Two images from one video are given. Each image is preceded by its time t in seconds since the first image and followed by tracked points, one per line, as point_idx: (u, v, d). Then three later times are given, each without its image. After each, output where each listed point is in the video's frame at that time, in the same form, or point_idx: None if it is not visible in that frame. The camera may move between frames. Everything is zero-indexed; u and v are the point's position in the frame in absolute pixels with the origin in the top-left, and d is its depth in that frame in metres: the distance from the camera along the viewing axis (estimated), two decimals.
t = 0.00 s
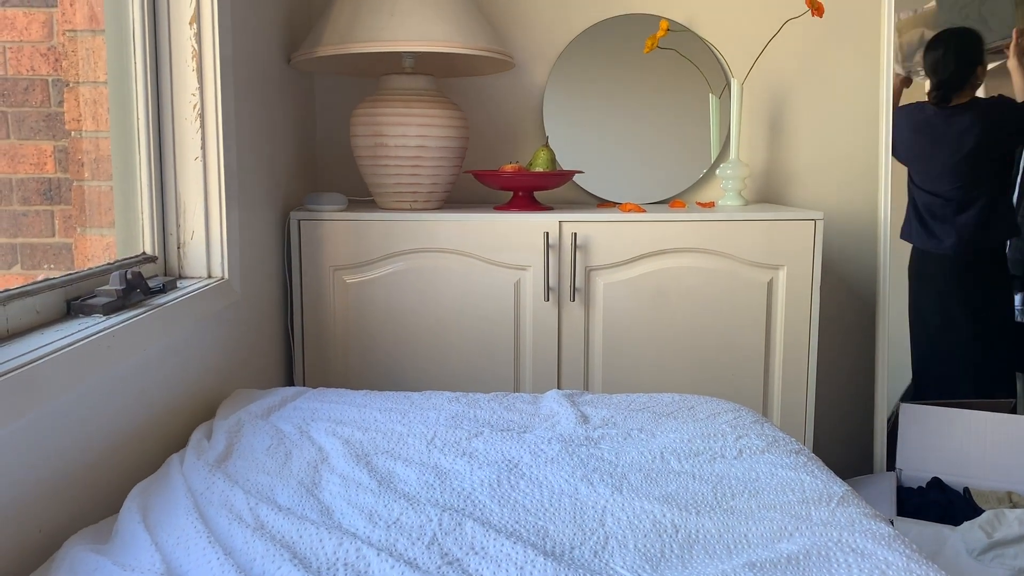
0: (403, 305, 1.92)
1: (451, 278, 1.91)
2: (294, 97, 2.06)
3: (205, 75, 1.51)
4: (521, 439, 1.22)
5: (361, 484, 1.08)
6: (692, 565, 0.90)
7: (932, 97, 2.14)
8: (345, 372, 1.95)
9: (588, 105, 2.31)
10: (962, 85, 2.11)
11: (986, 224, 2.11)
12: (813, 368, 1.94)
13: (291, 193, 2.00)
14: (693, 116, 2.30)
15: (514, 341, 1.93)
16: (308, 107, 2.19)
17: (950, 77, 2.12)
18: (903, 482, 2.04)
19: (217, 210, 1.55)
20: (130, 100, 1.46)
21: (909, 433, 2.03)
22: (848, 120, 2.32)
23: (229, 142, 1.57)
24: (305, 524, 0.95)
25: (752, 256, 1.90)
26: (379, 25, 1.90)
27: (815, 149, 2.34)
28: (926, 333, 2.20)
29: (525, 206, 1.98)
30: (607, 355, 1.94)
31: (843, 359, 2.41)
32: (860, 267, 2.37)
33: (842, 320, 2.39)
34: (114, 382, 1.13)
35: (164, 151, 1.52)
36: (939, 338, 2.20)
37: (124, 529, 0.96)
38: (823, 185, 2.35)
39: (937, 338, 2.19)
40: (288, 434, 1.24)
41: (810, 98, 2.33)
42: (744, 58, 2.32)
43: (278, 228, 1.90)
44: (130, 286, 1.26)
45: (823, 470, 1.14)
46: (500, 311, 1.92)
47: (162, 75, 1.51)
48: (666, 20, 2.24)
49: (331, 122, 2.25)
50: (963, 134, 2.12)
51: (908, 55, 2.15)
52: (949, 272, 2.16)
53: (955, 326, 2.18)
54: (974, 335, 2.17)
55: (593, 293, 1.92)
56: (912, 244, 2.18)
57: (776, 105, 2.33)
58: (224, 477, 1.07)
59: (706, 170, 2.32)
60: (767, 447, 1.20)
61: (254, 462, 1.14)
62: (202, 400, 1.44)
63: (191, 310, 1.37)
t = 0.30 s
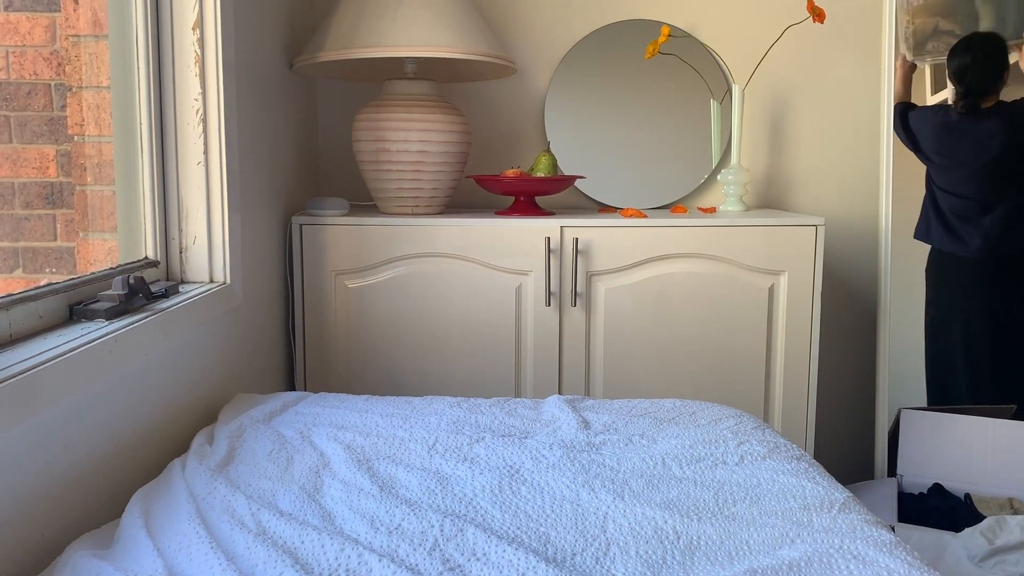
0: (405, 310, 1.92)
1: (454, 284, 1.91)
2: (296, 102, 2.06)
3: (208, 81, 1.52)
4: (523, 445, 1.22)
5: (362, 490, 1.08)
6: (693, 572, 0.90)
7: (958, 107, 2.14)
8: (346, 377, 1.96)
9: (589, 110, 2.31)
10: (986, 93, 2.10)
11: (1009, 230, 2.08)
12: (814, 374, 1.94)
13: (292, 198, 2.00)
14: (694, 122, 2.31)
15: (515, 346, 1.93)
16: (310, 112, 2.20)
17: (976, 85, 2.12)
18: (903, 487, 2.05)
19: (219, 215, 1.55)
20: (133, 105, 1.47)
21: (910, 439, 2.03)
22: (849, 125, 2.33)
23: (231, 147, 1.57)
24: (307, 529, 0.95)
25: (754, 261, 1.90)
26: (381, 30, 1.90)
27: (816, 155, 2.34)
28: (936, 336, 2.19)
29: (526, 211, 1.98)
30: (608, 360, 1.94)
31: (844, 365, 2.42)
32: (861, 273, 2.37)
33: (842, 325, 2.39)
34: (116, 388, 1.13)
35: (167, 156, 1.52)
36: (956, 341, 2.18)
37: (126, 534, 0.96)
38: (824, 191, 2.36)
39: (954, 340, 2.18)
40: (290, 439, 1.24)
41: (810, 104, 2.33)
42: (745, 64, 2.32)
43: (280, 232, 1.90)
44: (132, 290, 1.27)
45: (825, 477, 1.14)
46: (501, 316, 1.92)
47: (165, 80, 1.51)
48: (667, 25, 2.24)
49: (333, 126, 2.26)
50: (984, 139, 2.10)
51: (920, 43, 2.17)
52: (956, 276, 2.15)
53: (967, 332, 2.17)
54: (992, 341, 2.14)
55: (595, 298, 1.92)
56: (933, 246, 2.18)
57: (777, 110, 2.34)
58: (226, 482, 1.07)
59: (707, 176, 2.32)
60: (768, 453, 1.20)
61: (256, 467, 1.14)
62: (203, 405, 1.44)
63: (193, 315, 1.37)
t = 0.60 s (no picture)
0: (406, 315, 1.93)
1: (454, 288, 1.91)
2: (296, 107, 2.07)
3: (209, 86, 1.52)
4: (523, 450, 1.22)
5: (362, 495, 1.08)
6: None
7: (961, 116, 2.13)
8: (346, 381, 1.96)
9: (589, 115, 2.32)
10: (989, 104, 2.11)
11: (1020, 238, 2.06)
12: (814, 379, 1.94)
13: (292, 202, 2.01)
14: (693, 127, 2.31)
15: (515, 351, 1.93)
16: (310, 117, 2.20)
17: (978, 96, 2.12)
18: (903, 493, 2.05)
19: (219, 220, 1.55)
20: (134, 110, 1.47)
21: (910, 445, 2.03)
22: (848, 131, 2.33)
23: (232, 152, 1.57)
24: (307, 535, 0.95)
25: (754, 267, 1.90)
26: (382, 36, 1.90)
27: (815, 160, 2.35)
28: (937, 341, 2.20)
29: (526, 216, 1.99)
30: (608, 365, 1.94)
31: (843, 369, 2.42)
32: (861, 278, 2.37)
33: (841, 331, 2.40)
34: (115, 393, 1.13)
35: (168, 161, 1.53)
36: (965, 344, 2.17)
37: (126, 539, 0.96)
38: (823, 196, 2.36)
39: (961, 343, 2.18)
40: (290, 444, 1.24)
41: (809, 109, 2.34)
42: (745, 69, 2.33)
43: (281, 237, 1.90)
44: (132, 295, 1.27)
45: (825, 483, 1.14)
46: (501, 321, 1.92)
47: (166, 85, 1.52)
48: (667, 32, 2.25)
49: (333, 131, 2.26)
50: (991, 148, 2.09)
51: (924, 36, 2.18)
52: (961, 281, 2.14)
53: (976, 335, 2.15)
54: (999, 348, 2.13)
55: (595, 303, 1.92)
56: (942, 252, 2.16)
57: (777, 116, 2.34)
58: (226, 487, 1.07)
59: (707, 181, 2.33)
60: (768, 459, 1.20)
61: (256, 472, 1.14)
62: (203, 410, 1.44)
63: (194, 321, 1.37)
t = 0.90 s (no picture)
0: (403, 320, 1.93)
1: (453, 293, 1.91)
2: (295, 112, 2.07)
3: (208, 91, 1.52)
4: (521, 455, 1.22)
5: (360, 501, 1.07)
6: None
7: (960, 124, 2.11)
8: (345, 386, 1.95)
9: (588, 121, 2.32)
10: (988, 110, 2.08)
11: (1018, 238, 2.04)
12: (813, 384, 1.94)
13: (291, 207, 2.01)
14: (692, 132, 2.32)
15: (513, 356, 1.93)
16: (309, 122, 2.21)
17: (978, 104, 2.10)
18: (901, 498, 2.05)
19: (217, 225, 1.55)
20: (132, 114, 1.47)
21: (907, 450, 2.03)
22: (845, 136, 2.34)
23: (230, 157, 1.58)
24: (304, 540, 0.95)
25: (752, 272, 1.91)
26: (381, 41, 1.91)
27: (813, 165, 2.35)
28: (935, 346, 2.20)
29: (524, 221, 1.99)
30: (607, 371, 1.94)
31: (841, 375, 2.42)
32: (859, 283, 2.38)
33: (839, 336, 2.40)
34: (113, 398, 1.13)
35: (166, 166, 1.53)
36: (962, 342, 2.14)
37: (124, 545, 0.96)
38: (821, 201, 2.37)
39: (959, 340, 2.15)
40: (287, 450, 1.24)
41: (807, 115, 2.34)
42: (743, 75, 2.33)
43: (279, 241, 1.90)
44: (130, 301, 1.27)
45: (823, 488, 1.14)
46: (499, 326, 1.92)
47: (164, 90, 1.52)
48: (666, 38, 2.25)
49: (332, 136, 2.27)
50: (990, 151, 2.07)
51: (930, 31, 2.19)
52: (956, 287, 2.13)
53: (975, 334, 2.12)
54: (992, 354, 2.11)
55: (593, 308, 1.92)
56: (939, 255, 2.16)
57: (775, 121, 2.35)
58: (224, 493, 1.07)
59: (706, 186, 2.33)
60: (766, 464, 1.20)
61: (254, 477, 1.14)
62: (201, 415, 1.44)
63: (192, 325, 1.37)
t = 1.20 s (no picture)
0: (402, 326, 1.93)
1: (450, 299, 1.92)
2: (294, 118, 2.07)
3: (207, 97, 1.53)
4: (519, 461, 1.22)
5: (358, 507, 1.07)
6: None
7: (956, 128, 2.09)
8: (343, 392, 1.95)
9: (586, 127, 2.33)
10: (980, 117, 2.11)
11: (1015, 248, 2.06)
12: (811, 390, 1.95)
13: (290, 213, 2.01)
14: (690, 138, 2.32)
15: (511, 362, 1.93)
16: (308, 127, 2.21)
17: (971, 109, 2.12)
18: (898, 504, 2.05)
19: (216, 230, 1.55)
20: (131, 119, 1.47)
21: (905, 455, 2.03)
22: (843, 142, 2.35)
23: (229, 162, 1.58)
24: (302, 546, 0.95)
25: (751, 278, 1.91)
26: (380, 47, 1.91)
27: (811, 171, 2.36)
28: (932, 351, 2.20)
29: (523, 227, 1.99)
30: (605, 376, 1.94)
31: (839, 380, 2.43)
32: (856, 289, 2.38)
33: (837, 341, 2.40)
34: (112, 403, 1.13)
35: (165, 171, 1.53)
36: (956, 353, 2.17)
37: (121, 551, 0.95)
38: (819, 207, 2.37)
39: (953, 351, 2.17)
40: (286, 455, 1.24)
41: (804, 121, 2.35)
42: (741, 81, 2.34)
43: (277, 247, 1.91)
44: (129, 306, 1.26)
45: (821, 494, 1.14)
46: (498, 331, 1.92)
47: (163, 96, 1.52)
48: (664, 44, 2.26)
49: (331, 142, 2.27)
50: (983, 163, 2.06)
51: (929, 35, 2.17)
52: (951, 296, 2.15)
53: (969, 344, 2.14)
54: (985, 361, 2.12)
55: (591, 313, 1.93)
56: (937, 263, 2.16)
57: (773, 127, 2.35)
58: (222, 499, 1.07)
59: (704, 191, 2.33)
60: (764, 470, 1.20)
61: (251, 483, 1.14)
62: (199, 421, 1.44)
63: (190, 331, 1.37)
